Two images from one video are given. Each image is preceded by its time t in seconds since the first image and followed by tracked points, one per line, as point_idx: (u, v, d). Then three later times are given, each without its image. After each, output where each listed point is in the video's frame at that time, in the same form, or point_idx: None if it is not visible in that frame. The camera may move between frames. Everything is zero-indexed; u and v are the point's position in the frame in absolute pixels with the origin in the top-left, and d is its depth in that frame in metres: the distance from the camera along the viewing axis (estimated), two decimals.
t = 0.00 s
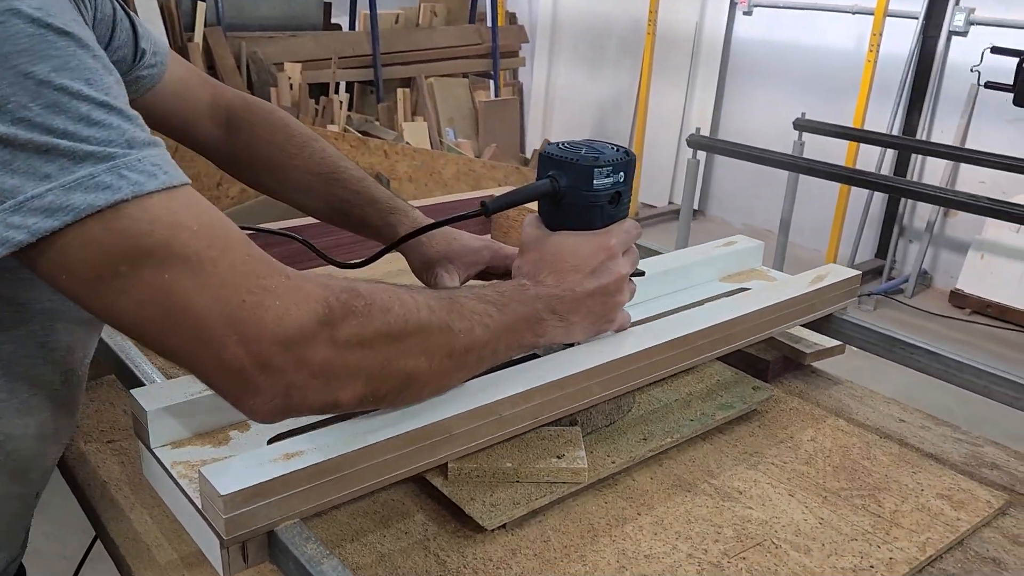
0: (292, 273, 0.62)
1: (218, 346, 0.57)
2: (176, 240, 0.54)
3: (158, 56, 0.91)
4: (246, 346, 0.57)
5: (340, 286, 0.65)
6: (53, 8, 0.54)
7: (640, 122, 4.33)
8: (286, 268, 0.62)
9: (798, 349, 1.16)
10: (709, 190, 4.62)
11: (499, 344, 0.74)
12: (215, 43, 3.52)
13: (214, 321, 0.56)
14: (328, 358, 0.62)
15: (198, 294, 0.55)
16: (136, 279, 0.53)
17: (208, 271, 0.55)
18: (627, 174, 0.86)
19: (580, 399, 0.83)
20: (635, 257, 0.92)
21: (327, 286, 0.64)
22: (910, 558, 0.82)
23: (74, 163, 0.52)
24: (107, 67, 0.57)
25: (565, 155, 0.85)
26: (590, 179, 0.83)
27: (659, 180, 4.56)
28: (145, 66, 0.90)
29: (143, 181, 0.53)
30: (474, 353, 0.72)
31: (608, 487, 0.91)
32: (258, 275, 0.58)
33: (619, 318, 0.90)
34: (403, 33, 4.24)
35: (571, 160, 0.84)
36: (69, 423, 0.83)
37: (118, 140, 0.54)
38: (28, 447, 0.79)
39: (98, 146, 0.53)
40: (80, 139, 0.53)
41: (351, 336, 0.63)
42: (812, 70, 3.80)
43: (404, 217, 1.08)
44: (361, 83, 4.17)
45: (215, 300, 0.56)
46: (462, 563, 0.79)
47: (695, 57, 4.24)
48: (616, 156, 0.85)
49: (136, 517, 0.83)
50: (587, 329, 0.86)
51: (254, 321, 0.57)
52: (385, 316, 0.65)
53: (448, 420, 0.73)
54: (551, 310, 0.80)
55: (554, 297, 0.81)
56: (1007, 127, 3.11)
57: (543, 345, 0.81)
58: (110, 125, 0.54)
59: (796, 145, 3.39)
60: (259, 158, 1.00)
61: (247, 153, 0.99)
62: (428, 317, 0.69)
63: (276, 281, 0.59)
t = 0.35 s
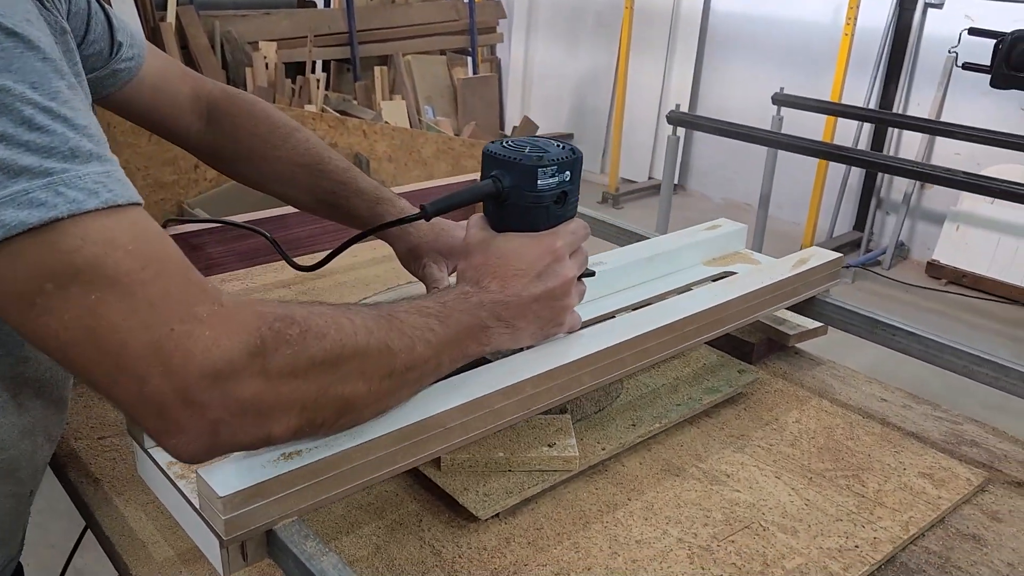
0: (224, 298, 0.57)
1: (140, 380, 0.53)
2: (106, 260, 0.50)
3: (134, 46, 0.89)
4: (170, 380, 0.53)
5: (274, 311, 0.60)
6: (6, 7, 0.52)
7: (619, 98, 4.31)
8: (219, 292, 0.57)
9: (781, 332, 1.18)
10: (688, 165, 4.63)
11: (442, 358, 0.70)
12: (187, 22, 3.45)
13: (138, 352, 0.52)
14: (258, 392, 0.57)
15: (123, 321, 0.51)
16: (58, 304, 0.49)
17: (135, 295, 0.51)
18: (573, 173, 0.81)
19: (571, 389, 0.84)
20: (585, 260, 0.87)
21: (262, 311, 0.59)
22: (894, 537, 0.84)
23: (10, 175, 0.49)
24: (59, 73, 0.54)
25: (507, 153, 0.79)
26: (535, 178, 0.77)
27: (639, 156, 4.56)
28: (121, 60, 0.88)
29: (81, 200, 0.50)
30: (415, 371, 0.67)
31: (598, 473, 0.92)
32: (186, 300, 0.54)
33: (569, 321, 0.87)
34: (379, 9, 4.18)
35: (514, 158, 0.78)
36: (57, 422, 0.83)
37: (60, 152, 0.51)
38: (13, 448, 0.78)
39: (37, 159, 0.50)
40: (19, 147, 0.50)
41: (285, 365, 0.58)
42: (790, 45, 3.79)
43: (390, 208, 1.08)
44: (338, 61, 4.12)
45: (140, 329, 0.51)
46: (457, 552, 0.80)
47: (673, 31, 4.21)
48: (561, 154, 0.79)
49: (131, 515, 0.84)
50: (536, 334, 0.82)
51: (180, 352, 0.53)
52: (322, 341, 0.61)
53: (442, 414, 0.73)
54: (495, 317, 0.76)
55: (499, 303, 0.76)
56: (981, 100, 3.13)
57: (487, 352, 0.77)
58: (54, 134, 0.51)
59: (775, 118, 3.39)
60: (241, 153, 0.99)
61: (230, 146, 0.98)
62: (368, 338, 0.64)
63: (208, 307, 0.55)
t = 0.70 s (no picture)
0: (143, 327, 0.57)
1: (42, 417, 0.52)
2: (20, 284, 0.49)
3: (126, 45, 0.92)
4: (75, 417, 0.52)
5: (196, 340, 0.60)
6: None
7: (603, 78, 4.30)
8: (138, 321, 0.57)
9: (767, 316, 1.21)
10: (673, 143, 4.63)
11: (374, 379, 0.68)
12: (165, 6, 3.39)
13: (44, 385, 0.51)
14: (169, 429, 0.56)
15: (32, 352, 0.50)
16: None
17: (47, 320, 0.50)
18: (513, 183, 0.80)
19: (565, 382, 0.86)
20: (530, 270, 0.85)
21: (181, 341, 0.59)
22: (878, 519, 0.87)
23: None
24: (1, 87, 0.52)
25: (444, 163, 0.78)
26: (472, 190, 0.76)
27: (624, 134, 4.55)
28: (114, 62, 0.92)
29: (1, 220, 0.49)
30: (343, 397, 0.67)
31: (590, 462, 0.94)
32: (104, 329, 0.53)
33: (513, 333, 0.84)
34: None
35: (450, 169, 0.76)
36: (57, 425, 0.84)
37: None
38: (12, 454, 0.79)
39: None
40: None
41: (199, 400, 0.58)
42: (774, 22, 3.78)
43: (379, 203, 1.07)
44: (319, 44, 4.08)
45: (49, 361, 0.51)
46: (456, 544, 0.82)
47: (657, 9, 4.19)
48: (498, 163, 0.78)
49: (135, 515, 0.85)
50: (475, 348, 0.79)
51: (87, 386, 0.52)
52: (244, 373, 0.60)
53: (439, 412, 0.75)
54: (433, 332, 0.74)
55: (437, 318, 0.74)
56: (964, 75, 3.15)
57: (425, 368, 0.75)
58: None
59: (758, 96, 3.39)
60: (228, 152, 1.02)
61: (221, 143, 1.02)
62: (293, 365, 0.63)
63: (124, 337, 0.54)
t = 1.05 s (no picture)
0: (137, 359, 0.57)
1: (38, 448, 0.52)
2: (18, 321, 0.50)
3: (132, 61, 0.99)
4: (69, 450, 0.53)
5: (188, 371, 0.60)
6: None
7: (592, 63, 4.29)
8: (133, 353, 0.57)
9: (758, 308, 1.24)
10: (662, 127, 4.64)
11: (367, 395, 0.70)
12: None
13: (38, 420, 0.51)
14: (163, 458, 0.57)
15: (28, 387, 0.51)
16: None
17: (42, 356, 0.51)
18: (502, 189, 0.80)
19: (563, 380, 0.89)
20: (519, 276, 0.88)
21: (174, 372, 0.59)
22: (868, 508, 0.89)
23: None
24: (6, 131, 0.53)
25: (432, 171, 0.78)
26: (461, 199, 0.76)
27: (613, 117, 4.55)
28: (121, 73, 0.97)
29: (7, 265, 0.49)
30: (334, 415, 0.68)
31: (587, 457, 0.96)
32: (99, 361, 0.54)
33: (505, 335, 0.86)
34: None
35: (439, 177, 0.76)
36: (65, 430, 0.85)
37: None
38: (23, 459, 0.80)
39: None
40: None
41: (192, 429, 0.58)
42: (761, 6, 3.78)
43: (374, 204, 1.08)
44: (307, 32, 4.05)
45: (41, 396, 0.51)
46: (458, 540, 0.84)
47: None
48: (488, 170, 0.78)
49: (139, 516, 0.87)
50: (466, 353, 0.81)
51: (82, 420, 0.52)
52: (237, 399, 0.61)
53: (442, 415, 0.77)
54: (424, 341, 0.76)
55: (428, 326, 0.77)
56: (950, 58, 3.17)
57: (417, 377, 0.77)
58: None
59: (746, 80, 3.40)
60: (231, 165, 1.05)
61: (220, 152, 1.05)
62: (285, 389, 0.64)
63: (117, 370, 0.55)
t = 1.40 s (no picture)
0: (153, 368, 0.58)
1: (59, 457, 0.54)
2: (40, 333, 0.51)
3: (133, 80, 1.02)
4: (88, 458, 0.54)
5: (202, 378, 0.61)
6: None
7: (582, 55, 4.28)
8: (150, 363, 0.58)
9: (750, 305, 1.26)
10: (652, 118, 4.64)
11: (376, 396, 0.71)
12: None
13: (58, 430, 0.53)
14: (181, 466, 0.58)
15: (49, 397, 0.52)
16: None
17: (62, 369, 0.52)
18: (503, 192, 0.83)
19: (559, 381, 0.90)
20: (520, 275, 0.90)
21: (190, 381, 0.60)
22: (858, 503, 0.91)
23: None
24: (28, 147, 0.54)
25: (436, 175, 0.80)
26: (464, 202, 0.79)
27: (604, 109, 4.55)
28: (123, 91, 1.00)
29: (27, 279, 0.51)
30: (344, 416, 0.69)
31: (581, 455, 0.98)
32: (114, 371, 0.55)
33: (507, 335, 0.88)
34: None
35: (443, 182, 0.79)
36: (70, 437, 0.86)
37: (14, 228, 0.52)
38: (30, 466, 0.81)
39: None
40: None
41: (208, 436, 0.59)
42: None
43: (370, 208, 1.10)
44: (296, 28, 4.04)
45: (63, 407, 0.53)
46: (454, 539, 0.85)
47: None
48: (490, 174, 0.81)
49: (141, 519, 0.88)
50: (471, 353, 0.83)
51: (101, 429, 0.54)
52: (251, 405, 0.62)
53: (440, 418, 0.78)
54: (429, 342, 0.78)
55: (432, 327, 0.78)
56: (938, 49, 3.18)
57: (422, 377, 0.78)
58: (10, 208, 0.52)
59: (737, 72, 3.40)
60: (235, 171, 1.07)
61: (215, 169, 1.07)
62: (296, 396, 0.65)
63: (133, 380, 0.56)
